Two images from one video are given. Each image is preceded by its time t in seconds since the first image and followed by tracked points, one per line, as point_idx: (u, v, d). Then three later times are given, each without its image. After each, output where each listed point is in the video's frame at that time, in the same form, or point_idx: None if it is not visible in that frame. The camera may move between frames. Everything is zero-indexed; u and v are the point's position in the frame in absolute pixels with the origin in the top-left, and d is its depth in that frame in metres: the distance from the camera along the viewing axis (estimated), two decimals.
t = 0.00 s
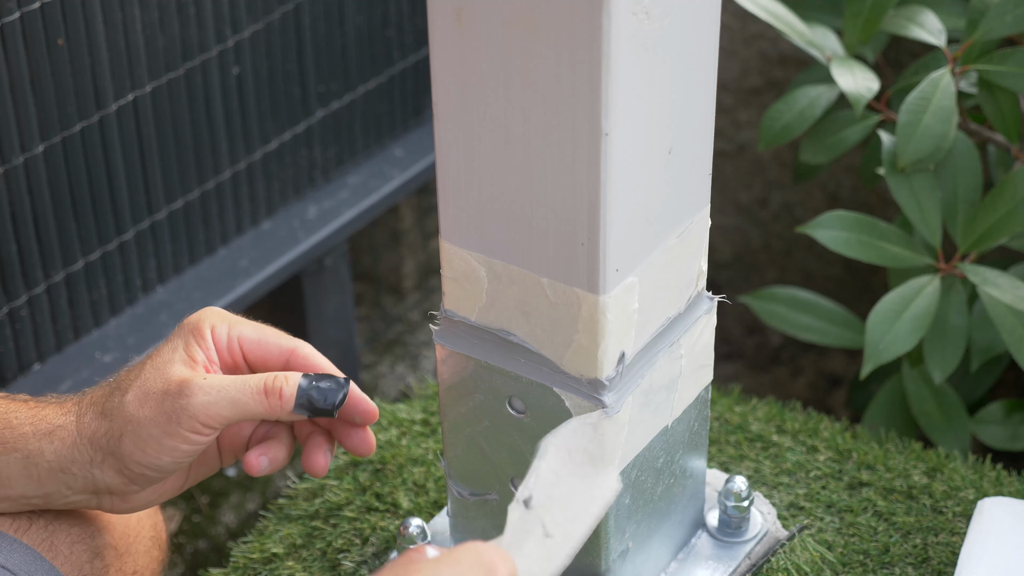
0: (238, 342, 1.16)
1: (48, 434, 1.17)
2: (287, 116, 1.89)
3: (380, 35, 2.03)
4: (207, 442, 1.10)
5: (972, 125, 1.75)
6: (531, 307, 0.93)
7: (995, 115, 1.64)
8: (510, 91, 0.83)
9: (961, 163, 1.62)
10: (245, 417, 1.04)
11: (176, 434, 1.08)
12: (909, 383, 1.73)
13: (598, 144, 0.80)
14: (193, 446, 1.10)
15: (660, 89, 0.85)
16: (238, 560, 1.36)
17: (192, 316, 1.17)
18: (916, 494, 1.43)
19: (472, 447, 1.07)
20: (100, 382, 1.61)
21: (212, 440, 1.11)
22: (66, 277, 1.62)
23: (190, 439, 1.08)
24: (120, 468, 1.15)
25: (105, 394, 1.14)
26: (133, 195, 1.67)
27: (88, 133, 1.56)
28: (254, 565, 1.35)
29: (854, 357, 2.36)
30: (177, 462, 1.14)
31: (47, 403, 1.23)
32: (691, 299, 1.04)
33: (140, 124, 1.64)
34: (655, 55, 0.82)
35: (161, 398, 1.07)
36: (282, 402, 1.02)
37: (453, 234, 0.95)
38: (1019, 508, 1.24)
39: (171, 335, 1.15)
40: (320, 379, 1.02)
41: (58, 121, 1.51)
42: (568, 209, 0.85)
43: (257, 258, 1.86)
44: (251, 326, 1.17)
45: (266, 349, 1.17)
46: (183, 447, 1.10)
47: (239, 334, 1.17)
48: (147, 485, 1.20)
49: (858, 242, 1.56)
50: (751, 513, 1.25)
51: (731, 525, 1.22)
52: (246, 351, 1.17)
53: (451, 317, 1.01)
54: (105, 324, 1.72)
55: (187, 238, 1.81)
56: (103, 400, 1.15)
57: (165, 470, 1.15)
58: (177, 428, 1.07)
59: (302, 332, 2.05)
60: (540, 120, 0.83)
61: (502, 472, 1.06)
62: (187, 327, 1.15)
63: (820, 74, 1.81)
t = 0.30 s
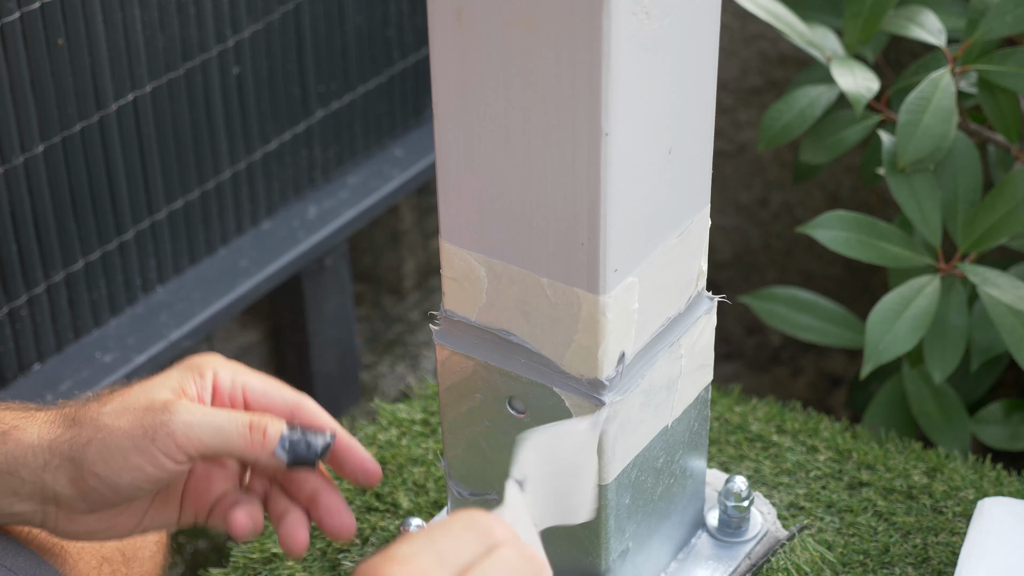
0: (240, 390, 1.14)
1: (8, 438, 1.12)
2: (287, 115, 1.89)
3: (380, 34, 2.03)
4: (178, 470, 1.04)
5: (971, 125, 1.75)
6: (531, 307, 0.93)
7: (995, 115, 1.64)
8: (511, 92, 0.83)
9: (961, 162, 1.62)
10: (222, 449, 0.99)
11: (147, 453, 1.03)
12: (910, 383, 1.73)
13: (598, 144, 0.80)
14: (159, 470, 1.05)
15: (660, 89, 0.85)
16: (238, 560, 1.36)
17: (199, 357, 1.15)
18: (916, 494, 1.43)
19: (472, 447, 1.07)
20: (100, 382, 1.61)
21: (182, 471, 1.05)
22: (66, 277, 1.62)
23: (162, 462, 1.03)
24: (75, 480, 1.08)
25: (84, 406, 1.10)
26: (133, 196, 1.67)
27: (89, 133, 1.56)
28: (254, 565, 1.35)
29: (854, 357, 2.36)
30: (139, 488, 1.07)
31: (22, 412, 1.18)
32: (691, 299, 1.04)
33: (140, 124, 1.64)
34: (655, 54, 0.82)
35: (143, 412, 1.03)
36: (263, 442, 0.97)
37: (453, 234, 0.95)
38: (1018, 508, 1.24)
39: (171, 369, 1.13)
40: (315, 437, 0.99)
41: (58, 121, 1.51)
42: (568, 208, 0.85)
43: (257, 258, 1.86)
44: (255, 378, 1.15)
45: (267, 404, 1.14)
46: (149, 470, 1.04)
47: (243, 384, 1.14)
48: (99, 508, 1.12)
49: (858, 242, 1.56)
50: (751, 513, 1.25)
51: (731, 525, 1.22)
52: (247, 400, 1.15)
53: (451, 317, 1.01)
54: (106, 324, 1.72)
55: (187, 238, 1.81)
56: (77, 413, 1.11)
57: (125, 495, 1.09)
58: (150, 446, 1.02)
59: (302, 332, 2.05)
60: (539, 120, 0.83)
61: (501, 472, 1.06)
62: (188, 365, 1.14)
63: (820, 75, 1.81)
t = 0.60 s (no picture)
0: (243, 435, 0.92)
1: None
2: (287, 116, 1.89)
3: (380, 34, 2.03)
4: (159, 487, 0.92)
5: (971, 125, 1.75)
6: (531, 307, 0.93)
7: (995, 115, 1.64)
8: (511, 93, 0.83)
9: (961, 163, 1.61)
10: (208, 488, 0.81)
11: (132, 463, 0.89)
12: (910, 383, 1.73)
13: (598, 145, 0.80)
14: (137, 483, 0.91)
15: (660, 88, 0.85)
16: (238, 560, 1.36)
17: (207, 387, 0.96)
18: (916, 494, 1.43)
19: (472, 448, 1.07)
20: (101, 383, 1.62)
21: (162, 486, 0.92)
22: (66, 277, 1.62)
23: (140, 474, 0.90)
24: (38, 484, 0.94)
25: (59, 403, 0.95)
26: (133, 196, 1.67)
27: (89, 133, 1.56)
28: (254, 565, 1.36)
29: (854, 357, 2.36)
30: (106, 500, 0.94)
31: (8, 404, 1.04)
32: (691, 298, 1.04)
33: (139, 124, 1.64)
34: (655, 54, 0.82)
35: (134, 408, 0.89)
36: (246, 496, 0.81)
37: (453, 234, 0.95)
38: (1018, 508, 1.24)
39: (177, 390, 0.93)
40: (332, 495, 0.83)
41: (58, 121, 1.51)
42: (569, 209, 0.85)
43: (257, 258, 1.86)
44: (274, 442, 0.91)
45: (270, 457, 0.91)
46: (128, 482, 0.91)
47: (248, 425, 0.93)
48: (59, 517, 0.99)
49: (858, 242, 1.56)
50: (751, 513, 1.25)
51: (730, 525, 1.22)
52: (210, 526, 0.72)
53: (450, 318, 1.01)
54: (106, 324, 1.72)
55: (187, 239, 1.81)
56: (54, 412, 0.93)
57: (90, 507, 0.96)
58: (136, 455, 0.88)
59: (302, 332, 2.05)
60: (540, 120, 0.83)
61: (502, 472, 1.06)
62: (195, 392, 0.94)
63: (820, 75, 1.81)
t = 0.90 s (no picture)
0: (207, 384, 0.83)
1: None
2: (287, 116, 1.89)
3: (380, 34, 2.03)
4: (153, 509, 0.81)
5: (971, 125, 1.75)
6: (530, 307, 0.93)
7: (995, 115, 1.64)
8: (512, 92, 0.83)
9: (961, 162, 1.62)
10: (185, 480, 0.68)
11: (113, 486, 0.79)
12: (910, 383, 1.73)
13: (598, 144, 0.80)
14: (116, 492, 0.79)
15: (659, 88, 0.85)
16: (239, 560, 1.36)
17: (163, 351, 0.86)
18: (916, 494, 1.43)
19: (472, 448, 1.07)
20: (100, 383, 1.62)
21: (157, 510, 0.81)
22: (66, 277, 1.62)
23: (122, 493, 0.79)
24: (31, 514, 0.88)
25: (35, 424, 0.87)
26: (133, 196, 1.67)
27: (89, 133, 1.56)
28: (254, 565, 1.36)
29: (854, 357, 2.36)
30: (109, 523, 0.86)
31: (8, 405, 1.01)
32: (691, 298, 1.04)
33: (139, 124, 1.64)
34: (656, 54, 0.82)
35: (109, 436, 0.78)
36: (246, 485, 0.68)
37: (453, 234, 0.95)
38: (1018, 509, 1.24)
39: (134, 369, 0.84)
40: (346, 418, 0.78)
41: (58, 121, 1.51)
42: (569, 208, 0.85)
43: (257, 258, 1.86)
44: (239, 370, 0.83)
45: (243, 400, 0.83)
46: (120, 506, 0.81)
47: (209, 375, 0.83)
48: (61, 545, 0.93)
49: (857, 242, 1.56)
50: (751, 513, 1.25)
51: (730, 525, 1.22)
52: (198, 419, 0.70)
53: (451, 318, 1.01)
54: (106, 324, 1.72)
55: (187, 238, 1.81)
56: (26, 430, 0.87)
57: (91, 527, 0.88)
58: (117, 478, 0.78)
59: (302, 332, 2.05)
60: (540, 119, 0.83)
61: (502, 472, 1.06)
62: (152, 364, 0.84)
63: (821, 75, 1.81)
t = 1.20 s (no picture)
0: (239, 365, 1.06)
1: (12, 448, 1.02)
2: (287, 116, 1.89)
3: (380, 34, 2.04)
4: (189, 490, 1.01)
5: (972, 125, 1.75)
6: (530, 307, 0.93)
7: (995, 115, 1.64)
8: (512, 92, 0.83)
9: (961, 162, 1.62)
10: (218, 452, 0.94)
11: (152, 464, 0.98)
12: (910, 383, 1.73)
13: (598, 144, 0.80)
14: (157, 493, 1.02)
15: (659, 88, 0.85)
16: (238, 560, 1.36)
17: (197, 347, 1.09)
18: (916, 494, 1.43)
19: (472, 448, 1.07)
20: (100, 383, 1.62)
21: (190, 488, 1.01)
22: (66, 277, 1.62)
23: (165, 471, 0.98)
24: (75, 497, 1.05)
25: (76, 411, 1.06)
26: (132, 196, 1.67)
27: (89, 133, 1.56)
28: (254, 565, 1.36)
29: (854, 357, 2.36)
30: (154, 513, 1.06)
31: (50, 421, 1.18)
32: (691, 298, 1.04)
33: (139, 124, 1.63)
34: (656, 54, 0.82)
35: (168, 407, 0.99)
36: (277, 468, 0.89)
37: (453, 234, 0.95)
38: (1017, 509, 1.24)
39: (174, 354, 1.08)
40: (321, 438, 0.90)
41: (57, 121, 1.51)
42: (568, 208, 0.85)
43: (258, 258, 1.86)
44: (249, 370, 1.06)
45: (268, 382, 1.06)
46: (159, 484, 1.00)
47: (242, 359, 1.07)
48: (102, 528, 1.09)
49: (857, 242, 1.56)
50: (751, 513, 1.25)
51: (730, 525, 1.22)
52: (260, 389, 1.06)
53: (451, 318, 1.01)
54: (106, 324, 1.72)
55: (187, 238, 1.81)
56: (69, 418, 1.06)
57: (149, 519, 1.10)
58: (155, 457, 0.98)
59: (302, 332, 2.04)
60: (540, 119, 0.83)
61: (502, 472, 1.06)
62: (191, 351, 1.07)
63: (821, 75, 1.81)
